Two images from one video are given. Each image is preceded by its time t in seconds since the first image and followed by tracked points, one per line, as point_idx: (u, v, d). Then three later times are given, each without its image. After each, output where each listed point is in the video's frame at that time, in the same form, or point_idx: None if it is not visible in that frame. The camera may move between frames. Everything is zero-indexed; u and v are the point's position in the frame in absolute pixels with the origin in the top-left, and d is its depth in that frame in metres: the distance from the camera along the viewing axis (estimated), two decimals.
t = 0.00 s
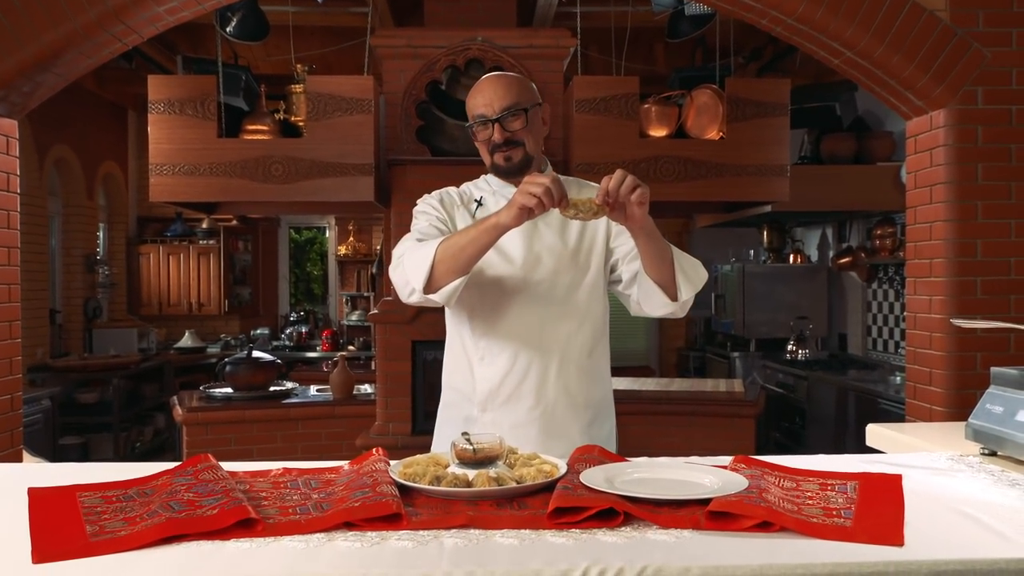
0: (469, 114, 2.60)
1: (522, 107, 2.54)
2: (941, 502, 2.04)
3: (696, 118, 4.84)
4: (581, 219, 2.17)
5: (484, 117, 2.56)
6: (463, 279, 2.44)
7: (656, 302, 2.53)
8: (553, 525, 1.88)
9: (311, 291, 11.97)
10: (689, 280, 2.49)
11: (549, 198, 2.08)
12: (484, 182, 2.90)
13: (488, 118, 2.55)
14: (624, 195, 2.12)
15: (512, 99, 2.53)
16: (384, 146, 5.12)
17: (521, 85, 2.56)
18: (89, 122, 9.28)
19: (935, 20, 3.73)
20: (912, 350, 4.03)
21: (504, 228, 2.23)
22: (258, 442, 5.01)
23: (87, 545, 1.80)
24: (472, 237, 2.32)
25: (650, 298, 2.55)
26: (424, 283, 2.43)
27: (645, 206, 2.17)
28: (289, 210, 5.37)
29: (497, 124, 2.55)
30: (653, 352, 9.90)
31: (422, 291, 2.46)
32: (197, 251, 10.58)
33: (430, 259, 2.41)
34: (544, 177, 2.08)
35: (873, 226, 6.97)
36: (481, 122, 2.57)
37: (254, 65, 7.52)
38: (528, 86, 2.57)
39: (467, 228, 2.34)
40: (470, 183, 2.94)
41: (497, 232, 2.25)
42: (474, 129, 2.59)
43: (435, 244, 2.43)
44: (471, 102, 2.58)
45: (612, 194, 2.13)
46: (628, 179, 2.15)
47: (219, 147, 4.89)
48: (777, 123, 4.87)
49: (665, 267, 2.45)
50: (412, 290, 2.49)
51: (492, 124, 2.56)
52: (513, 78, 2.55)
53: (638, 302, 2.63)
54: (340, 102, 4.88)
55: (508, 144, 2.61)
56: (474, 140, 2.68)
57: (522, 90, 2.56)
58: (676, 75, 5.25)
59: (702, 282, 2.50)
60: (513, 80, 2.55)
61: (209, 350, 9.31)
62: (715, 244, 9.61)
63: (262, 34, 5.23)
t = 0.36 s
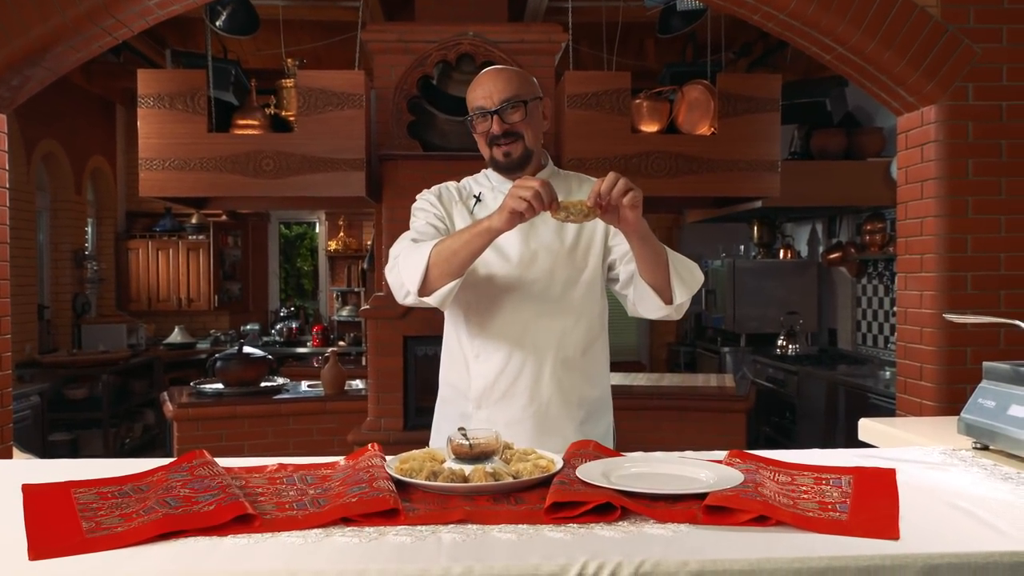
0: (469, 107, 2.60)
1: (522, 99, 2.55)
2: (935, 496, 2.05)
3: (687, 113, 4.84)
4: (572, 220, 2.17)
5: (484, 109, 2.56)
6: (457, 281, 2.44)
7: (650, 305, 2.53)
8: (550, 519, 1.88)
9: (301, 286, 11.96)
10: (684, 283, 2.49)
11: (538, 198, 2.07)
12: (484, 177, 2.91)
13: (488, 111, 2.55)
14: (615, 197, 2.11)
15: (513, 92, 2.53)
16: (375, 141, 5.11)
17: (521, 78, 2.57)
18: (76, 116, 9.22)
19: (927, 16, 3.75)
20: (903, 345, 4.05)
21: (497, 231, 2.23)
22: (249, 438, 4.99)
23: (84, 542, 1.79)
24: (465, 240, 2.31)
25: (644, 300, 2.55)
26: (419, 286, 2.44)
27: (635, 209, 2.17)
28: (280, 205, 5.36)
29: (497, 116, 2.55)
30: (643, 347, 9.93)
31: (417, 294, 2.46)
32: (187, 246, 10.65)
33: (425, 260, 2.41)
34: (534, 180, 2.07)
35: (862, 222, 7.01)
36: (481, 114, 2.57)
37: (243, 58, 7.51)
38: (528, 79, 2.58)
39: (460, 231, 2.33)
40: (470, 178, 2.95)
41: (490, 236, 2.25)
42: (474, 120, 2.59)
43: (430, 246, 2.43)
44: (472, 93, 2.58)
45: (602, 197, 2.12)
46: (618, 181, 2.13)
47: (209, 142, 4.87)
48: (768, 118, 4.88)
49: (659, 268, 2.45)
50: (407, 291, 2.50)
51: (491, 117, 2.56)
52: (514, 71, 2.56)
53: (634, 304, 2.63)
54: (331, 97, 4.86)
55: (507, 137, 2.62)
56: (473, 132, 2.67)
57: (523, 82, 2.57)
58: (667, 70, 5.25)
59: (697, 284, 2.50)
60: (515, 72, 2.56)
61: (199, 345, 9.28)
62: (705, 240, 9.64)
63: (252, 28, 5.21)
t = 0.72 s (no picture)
0: (467, 108, 2.59)
1: (521, 96, 2.55)
2: (933, 492, 2.06)
3: (682, 111, 4.84)
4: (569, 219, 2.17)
5: (483, 108, 2.55)
6: (456, 281, 2.45)
7: (648, 303, 2.53)
8: (552, 517, 1.89)
9: (296, 283, 11.94)
10: (682, 281, 2.49)
11: (536, 199, 2.07)
12: (482, 174, 2.91)
13: (488, 109, 2.55)
14: (614, 197, 2.11)
15: (510, 89, 2.53)
16: (370, 138, 5.10)
17: (517, 75, 2.58)
18: (70, 112, 9.18)
19: (922, 14, 3.76)
20: (898, 341, 4.08)
21: (496, 232, 2.22)
22: (244, 435, 4.99)
23: (85, 541, 1.79)
24: (465, 240, 2.31)
25: (642, 298, 2.55)
26: (417, 287, 2.44)
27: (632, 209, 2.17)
28: (275, 202, 5.35)
29: (497, 115, 2.55)
30: (638, 344, 9.95)
31: (416, 294, 2.46)
32: (181, 243, 10.56)
33: (424, 260, 2.41)
34: (533, 181, 2.08)
35: (856, 219, 7.04)
36: (480, 114, 2.56)
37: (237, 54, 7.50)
38: (524, 76, 2.58)
39: (459, 231, 2.33)
40: (468, 174, 2.95)
41: (488, 236, 2.25)
42: (473, 120, 2.58)
43: (429, 246, 2.43)
44: (468, 93, 2.58)
45: (601, 196, 2.12)
46: (616, 182, 2.13)
47: (204, 139, 4.85)
48: (763, 116, 4.90)
49: (658, 266, 2.45)
50: (406, 292, 2.50)
51: (491, 115, 2.55)
52: (509, 68, 2.57)
53: (632, 301, 2.64)
54: (326, 94, 4.85)
55: (508, 134, 2.61)
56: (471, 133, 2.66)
57: (520, 80, 2.57)
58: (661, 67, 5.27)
59: (695, 283, 2.51)
60: (510, 69, 2.56)
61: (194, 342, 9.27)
62: (699, 236, 9.67)
63: (247, 24, 5.20)
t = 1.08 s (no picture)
0: (465, 105, 2.58)
1: (520, 92, 2.55)
2: (937, 491, 2.07)
3: (683, 108, 4.86)
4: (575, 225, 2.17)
5: (482, 105, 2.55)
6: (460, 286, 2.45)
7: (653, 304, 2.54)
8: (558, 516, 1.89)
9: (296, 281, 11.94)
10: (687, 284, 2.50)
11: (543, 206, 2.07)
12: (483, 173, 2.90)
13: (486, 106, 2.55)
14: (620, 202, 2.12)
15: (510, 85, 2.54)
16: (371, 136, 5.10)
17: (516, 73, 2.58)
18: (69, 109, 9.18)
19: (924, 12, 3.76)
20: (899, 339, 4.09)
21: (501, 237, 2.23)
22: (246, 433, 5.00)
23: (92, 541, 1.79)
24: (470, 246, 2.31)
25: (646, 299, 2.56)
26: (422, 292, 2.44)
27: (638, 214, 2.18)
28: (276, 200, 5.34)
29: (496, 111, 2.55)
30: (638, 341, 9.97)
31: (420, 299, 2.47)
32: (181, 241, 10.56)
33: (428, 266, 2.41)
34: (539, 188, 2.08)
35: (856, 217, 7.05)
36: (479, 110, 2.56)
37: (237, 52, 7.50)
38: (522, 73, 2.59)
39: (464, 236, 2.34)
40: (469, 174, 2.94)
41: (494, 242, 2.25)
42: (471, 117, 2.58)
43: (433, 251, 2.43)
44: (466, 90, 2.58)
45: (607, 202, 2.13)
46: (622, 186, 2.14)
47: (205, 137, 4.85)
48: (763, 114, 4.90)
49: (662, 268, 2.46)
50: (410, 297, 2.50)
51: (490, 111, 2.55)
52: (508, 65, 2.57)
53: (636, 303, 2.64)
54: (327, 91, 4.85)
55: (508, 130, 2.61)
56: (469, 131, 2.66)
57: (518, 77, 2.58)
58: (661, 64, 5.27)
59: (698, 284, 2.51)
60: (508, 66, 2.57)
61: (194, 340, 9.27)
62: (699, 234, 9.67)
63: (247, 22, 5.20)
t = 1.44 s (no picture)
0: (469, 99, 2.59)
1: (524, 90, 2.55)
2: (942, 492, 2.07)
3: (685, 106, 4.81)
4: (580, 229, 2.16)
5: (485, 101, 2.55)
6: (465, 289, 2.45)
7: (657, 307, 2.54)
8: (564, 517, 1.90)
9: (297, 279, 11.94)
10: (692, 287, 2.50)
11: (548, 210, 2.07)
12: (487, 173, 2.90)
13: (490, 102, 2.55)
14: (626, 207, 2.11)
15: (514, 82, 2.53)
16: (372, 134, 5.10)
17: (522, 71, 2.58)
18: (71, 108, 9.17)
19: (927, 11, 3.76)
20: (902, 338, 4.09)
21: (506, 241, 2.23)
22: (249, 431, 5.00)
23: (100, 541, 1.79)
24: (475, 249, 2.31)
25: (650, 301, 2.56)
26: (426, 294, 2.43)
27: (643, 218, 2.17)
28: (278, 199, 5.34)
29: (499, 107, 2.55)
30: (639, 339, 9.98)
31: (424, 302, 2.46)
32: (183, 239, 10.55)
33: (433, 268, 2.41)
34: (545, 192, 2.07)
35: (858, 214, 7.05)
36: (482, 106, 2.56)
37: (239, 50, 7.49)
38: (529, 71, 2.58)
39: (469, 239, 2.34)
40: (473, 174, 2.94)
41: (499, 245, 2.25)
42: (474, 112, 2.58)
43: (438, 253, 2.43)
44: (472, 85, 2.58)
45: (613, 207, 2.12)
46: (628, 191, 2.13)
47: (207, 135, 4.84)
48: (766, 112, 4.89)
49: (667, 270, 2.45)
50: (414, 299, 2.50)
51: (493, 107, 2.55)
52: (514, 63, 2.57)
53: (640, 304, 2.64)
54: (328, 90, 4.84)
55: (510, 127, 2.61)
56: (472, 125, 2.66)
57: (524, 75, 2.57)
58: (662, 61, 5.26)
59: (703, 287, 2.51)
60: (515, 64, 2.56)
61: (196, 338, 9.27)
62: (701, 232, 9.67)
63: (249, 21, 5.20)
